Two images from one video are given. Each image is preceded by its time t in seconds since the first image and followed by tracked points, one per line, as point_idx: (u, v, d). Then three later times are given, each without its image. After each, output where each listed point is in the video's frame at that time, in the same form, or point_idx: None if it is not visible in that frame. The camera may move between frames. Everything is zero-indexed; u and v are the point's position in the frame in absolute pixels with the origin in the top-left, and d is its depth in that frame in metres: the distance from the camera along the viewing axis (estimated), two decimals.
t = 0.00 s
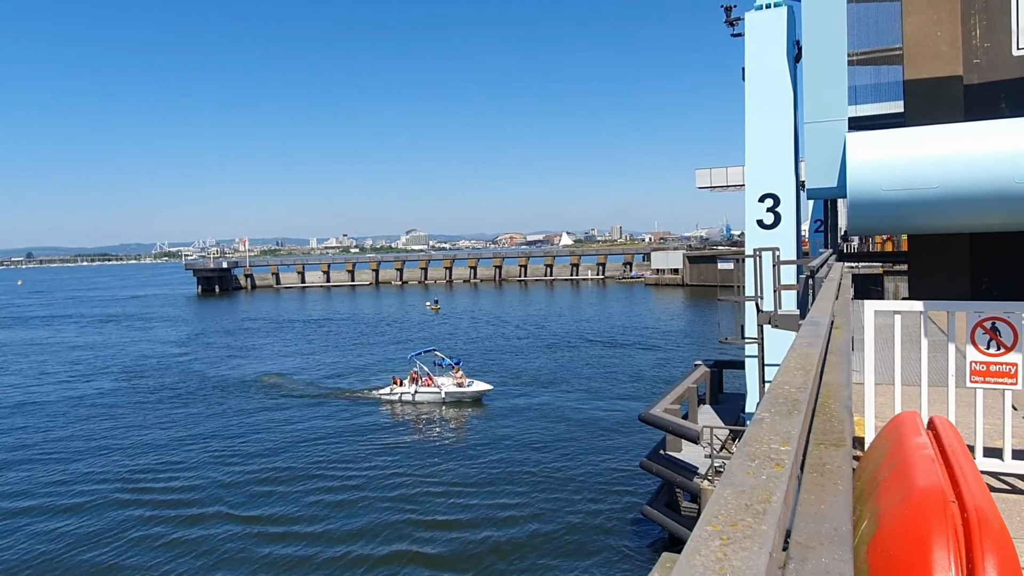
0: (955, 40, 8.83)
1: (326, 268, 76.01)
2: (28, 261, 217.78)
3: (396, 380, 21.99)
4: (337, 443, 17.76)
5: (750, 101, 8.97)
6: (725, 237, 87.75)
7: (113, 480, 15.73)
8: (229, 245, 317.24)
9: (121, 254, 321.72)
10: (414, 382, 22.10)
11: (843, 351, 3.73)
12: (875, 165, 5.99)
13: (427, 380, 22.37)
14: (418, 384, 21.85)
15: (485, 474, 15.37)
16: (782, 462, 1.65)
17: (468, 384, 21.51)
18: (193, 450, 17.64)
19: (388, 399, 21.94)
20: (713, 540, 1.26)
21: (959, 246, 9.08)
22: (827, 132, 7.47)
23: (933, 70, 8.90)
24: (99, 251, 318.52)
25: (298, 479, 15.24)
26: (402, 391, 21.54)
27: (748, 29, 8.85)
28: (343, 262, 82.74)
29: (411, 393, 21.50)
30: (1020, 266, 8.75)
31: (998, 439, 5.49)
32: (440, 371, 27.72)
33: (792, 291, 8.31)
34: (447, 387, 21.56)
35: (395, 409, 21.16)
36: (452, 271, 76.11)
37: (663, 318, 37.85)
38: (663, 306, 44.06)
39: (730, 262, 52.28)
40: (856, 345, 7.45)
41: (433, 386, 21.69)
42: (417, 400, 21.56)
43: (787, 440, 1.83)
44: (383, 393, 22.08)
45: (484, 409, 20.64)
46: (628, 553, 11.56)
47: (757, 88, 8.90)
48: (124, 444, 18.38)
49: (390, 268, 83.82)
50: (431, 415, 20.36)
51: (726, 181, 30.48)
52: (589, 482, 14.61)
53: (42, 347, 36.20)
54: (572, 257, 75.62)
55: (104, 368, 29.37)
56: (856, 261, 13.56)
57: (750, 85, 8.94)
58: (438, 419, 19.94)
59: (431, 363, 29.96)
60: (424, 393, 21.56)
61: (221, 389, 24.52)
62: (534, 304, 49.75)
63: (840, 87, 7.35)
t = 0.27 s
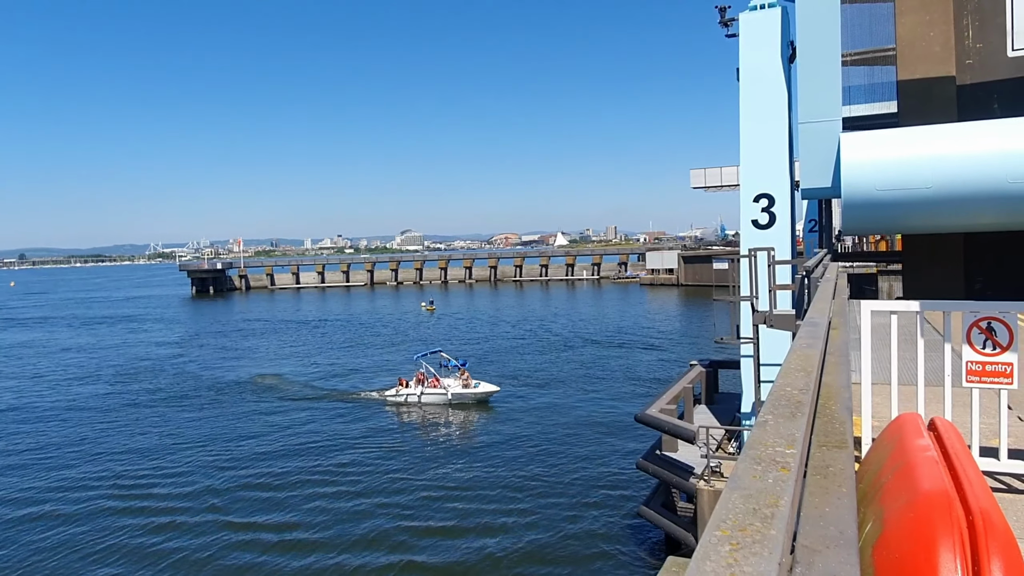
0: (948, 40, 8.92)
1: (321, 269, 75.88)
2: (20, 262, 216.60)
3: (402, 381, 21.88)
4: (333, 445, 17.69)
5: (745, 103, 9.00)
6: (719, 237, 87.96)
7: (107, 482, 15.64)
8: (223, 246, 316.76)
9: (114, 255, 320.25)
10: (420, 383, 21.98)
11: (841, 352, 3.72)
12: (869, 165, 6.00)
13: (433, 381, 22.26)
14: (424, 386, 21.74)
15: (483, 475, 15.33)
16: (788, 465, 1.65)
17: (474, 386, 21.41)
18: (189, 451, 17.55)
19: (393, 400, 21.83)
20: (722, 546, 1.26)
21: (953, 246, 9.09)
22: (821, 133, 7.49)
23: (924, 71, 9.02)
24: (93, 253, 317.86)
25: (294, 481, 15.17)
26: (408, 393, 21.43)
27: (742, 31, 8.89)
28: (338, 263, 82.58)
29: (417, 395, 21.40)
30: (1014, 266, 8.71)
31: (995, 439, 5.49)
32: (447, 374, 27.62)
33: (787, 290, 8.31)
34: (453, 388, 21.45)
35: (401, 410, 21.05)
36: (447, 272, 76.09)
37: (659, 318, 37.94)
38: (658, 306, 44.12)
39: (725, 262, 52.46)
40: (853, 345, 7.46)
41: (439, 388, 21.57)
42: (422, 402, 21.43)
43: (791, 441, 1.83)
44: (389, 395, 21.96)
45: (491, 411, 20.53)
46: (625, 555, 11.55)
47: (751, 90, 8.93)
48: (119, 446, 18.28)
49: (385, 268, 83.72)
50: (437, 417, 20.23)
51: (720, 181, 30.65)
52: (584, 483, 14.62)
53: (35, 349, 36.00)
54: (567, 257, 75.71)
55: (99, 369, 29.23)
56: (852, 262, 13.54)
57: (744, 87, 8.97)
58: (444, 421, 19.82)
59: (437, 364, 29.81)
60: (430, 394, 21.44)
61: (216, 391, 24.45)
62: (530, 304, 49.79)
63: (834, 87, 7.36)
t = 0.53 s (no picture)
0: (947, 40, 8.91)
1: (320, 269, 75.86)
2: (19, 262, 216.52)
3: (412, 382, 21.73)
4: (333, 445, 17.64)
5: (745, 102, 9.00)
6: (718, 237, 88.01)
7: (107, 481, 15.60)
8: (222, 246, 316.84)
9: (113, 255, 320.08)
10: (430, 384, 21.83)
11: (843, 354, 3.71)
12: (869, 164, 6.00)
13: (443, 381, 22.10)
14: (434, 386, 21.61)
15: (483, 475, 15.30)
16: (793, 468, 1.65)
17: (485, 386, 21.25)
18: (189, 451, 17.52)
19: (403, 401, 21.69)
20: (730, 550, 1.25)
21: (953, 245, 9.08)
22: (821, 133, 7.49)
23: (925, 71, 9.02)
24: (92, 253, 317.97)
25: (294, 481, 15.13)
26: (418, 393, 21.28)
27: (741, 31, 8.88)
28: (337, 263, 82.55)
29: (427, 395, 21.27)
30: (1016, 265, 8.70)
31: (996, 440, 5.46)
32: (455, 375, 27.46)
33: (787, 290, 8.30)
34: (464, 389, 21.29)
35: (411, 411, 20.90)
36: (447, 272, 76.09)
37: (658, 319, 37.97)
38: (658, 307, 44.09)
39: (724, 262, 52.52)
40: (854, 345, 7.44)
41: (450, 388, 21.41)
42: (433, 403, 21.29)
43: (796, 445, 1.83)
44: (399, 395, 21.84)
45: (502, 411, 20.37)
46: (626, 556, 11.51)
47: (751, 89, 8.93)
48: (120, 445, 18.24)
49: (385, 268, 83.70)
50: (448, 417, 20.07)
51: (720, 181, 30.71)
52: (583, 484, 14.60)
53: (34, 349, 35.97)
54: (567, 257, 75.76)
55: (97, 370, 29.20)
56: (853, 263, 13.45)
57: (744, 87, 8.97)
58: (456, 422, 19.67)
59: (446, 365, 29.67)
60: (440, 394, 21.29)
61: (215, 391, 24.43)
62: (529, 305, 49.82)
63: (834, 86, 7.35)
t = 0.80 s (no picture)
0: (950, 39, 8.82)
1: (321, 267, 75.91)
2: (20, 260, 216.52)
3: (423, 381, 21.58)
4: (335, 444, 17.64)
5: (747, 101, 8.98)
6: (719, 236, 88.01)
7: (108, 481, 15.62)
8: (224, 244, 317.31)
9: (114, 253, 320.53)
10: (441, 383, 21.67)
11: (847, 354, 3.69)
12: (871, 164, 5.98)
13: (454, 380, 21.95)
14: (445, 385, 21.46)
15: (485, 475, 15.29)
16: (799, 470, 1.64)
17: (497, 386, 21.10)
18: (190, 450, 17.52)
19: (414, 400, 21.56)
20: (736, 553, 1.25)
21: (954, 244, 9.06)
22: (823, 132, 7.47)
23: (929, 70, 8.90)
24: (94, 250, 318.49)
25: (295, 481, 15.12)
26: (430, 393, 21.13)
27: (744, 29, 8.86)
28: (338, 261, 82.58)
29: (439, 394, 21.12)
30: (1016, 265, 8.73)
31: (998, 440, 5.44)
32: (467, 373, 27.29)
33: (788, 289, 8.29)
34: (476, 388, 21.14)
35: (422, 410, 20.77)
36: (448, 270, 76.11)
37: (659, 317, 37.95)
38: (659, 305, 44.09)
39: (726, 261, 52.47)
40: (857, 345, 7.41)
41: (462, 388, 21.26)
42: (444, 402, 21.15)
43: (801, 445, 1.82)
44: (410, 394, 21.68)
45: (514, 412, 20.24)
46: (627, 556, 11.51)
47: (753, 88, 8.91)
48: (121, 445, 18.24)
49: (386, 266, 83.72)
50: (460, 418, 19.94)
51: (721, 180, 30.67)
52: (583, 484, 14.59)
53: (36, 346, 36.04)
54: (568, 256, 75.73)
55: (99, 368, 29.24)
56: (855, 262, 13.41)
57: (746, 85, 8.95)
58: (467, 422, 19.55)
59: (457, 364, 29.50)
60: (452, 393, 21.15)
61: (216, 389, 24.45)
62: (531, 303, 49.82)
63: (835, 86, 7.33)
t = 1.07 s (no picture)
0: (947, 43, 8.85)
1: (320, 271, 75.91)
2: (18, 264, 216.22)
3: (433, 386, 21.46)
4: (334, 449, 17.60)
5: (745, 105, 9.00)
6: (717, 239, 88.14)
7: (106, 487, 15.57)
8: (222, 248, 317.31)
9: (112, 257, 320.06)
10: (451, 388, 21.55)
11: (848, 358, 3.69)
12: (869, 168, 6.00)
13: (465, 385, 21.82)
14: (455, 390, 21.35)
15: (484, 480, 15.26)
16: (804, 474, 1.64)
17: (508, 390, 20.96)
18: (189, 456, 17.47)
19: (424, 404, 21.43)
20: (744, 556, 1.25)
21: (952, 246, 9.07)
22: (821, 136, 7.48)
23: (926, 74, 8.90)
24: (92, 254, 318.21)
25: (294, 486, 15.08)
26: (440, 397, 21.01)
27: (741, 34, 8.88)
28: (337, 265, 82.58)
29: (448, 399, 21.03)
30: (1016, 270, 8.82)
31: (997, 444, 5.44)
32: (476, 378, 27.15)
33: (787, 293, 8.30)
34: (486, 393, 21.01)
35: (431, 415, 20.69)
36: (447, 274, 76.12)
37: (658, 321, 37.98)
38: (658, 309, 44.10)
39: (724, 265, 52.53)
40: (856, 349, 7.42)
41: (471, 392, 21.12)
42: (454, 407, 21.06)
43: (806, 449, 1.82)
44: (419, 399, 21.57)
45: (524, 417, 20.15)
46: (627, 562, 11.49)
47: (752, 92, 8.93)
48: (119, 450, 18.20)
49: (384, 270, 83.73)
50: (470, 423, 19.81)
51: (720, 184, 30.72)
52: (581, 489, 14.57)
53: (33, 350, 35.99)
54: (566, 260, 75.78)
55: (97, 372, 29.19)
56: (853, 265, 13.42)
57: (745, 89, 8.97)
58: (477, 427, 19.46)
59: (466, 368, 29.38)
60: (462, 398, 21.06)
61: (214, 393, 24.42)
62: (529, 307, 49.83)
63: (834, 90, 7.35)
